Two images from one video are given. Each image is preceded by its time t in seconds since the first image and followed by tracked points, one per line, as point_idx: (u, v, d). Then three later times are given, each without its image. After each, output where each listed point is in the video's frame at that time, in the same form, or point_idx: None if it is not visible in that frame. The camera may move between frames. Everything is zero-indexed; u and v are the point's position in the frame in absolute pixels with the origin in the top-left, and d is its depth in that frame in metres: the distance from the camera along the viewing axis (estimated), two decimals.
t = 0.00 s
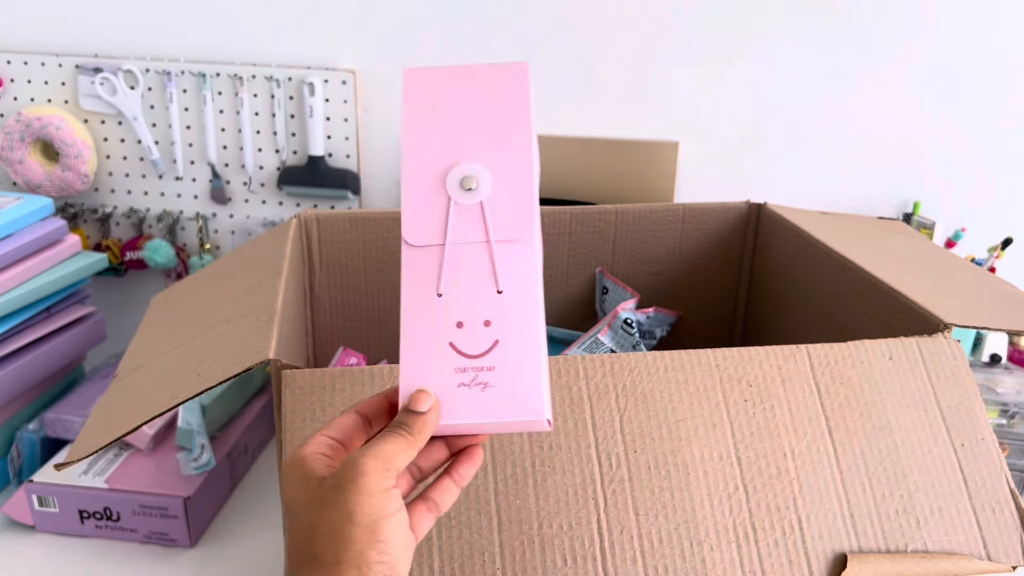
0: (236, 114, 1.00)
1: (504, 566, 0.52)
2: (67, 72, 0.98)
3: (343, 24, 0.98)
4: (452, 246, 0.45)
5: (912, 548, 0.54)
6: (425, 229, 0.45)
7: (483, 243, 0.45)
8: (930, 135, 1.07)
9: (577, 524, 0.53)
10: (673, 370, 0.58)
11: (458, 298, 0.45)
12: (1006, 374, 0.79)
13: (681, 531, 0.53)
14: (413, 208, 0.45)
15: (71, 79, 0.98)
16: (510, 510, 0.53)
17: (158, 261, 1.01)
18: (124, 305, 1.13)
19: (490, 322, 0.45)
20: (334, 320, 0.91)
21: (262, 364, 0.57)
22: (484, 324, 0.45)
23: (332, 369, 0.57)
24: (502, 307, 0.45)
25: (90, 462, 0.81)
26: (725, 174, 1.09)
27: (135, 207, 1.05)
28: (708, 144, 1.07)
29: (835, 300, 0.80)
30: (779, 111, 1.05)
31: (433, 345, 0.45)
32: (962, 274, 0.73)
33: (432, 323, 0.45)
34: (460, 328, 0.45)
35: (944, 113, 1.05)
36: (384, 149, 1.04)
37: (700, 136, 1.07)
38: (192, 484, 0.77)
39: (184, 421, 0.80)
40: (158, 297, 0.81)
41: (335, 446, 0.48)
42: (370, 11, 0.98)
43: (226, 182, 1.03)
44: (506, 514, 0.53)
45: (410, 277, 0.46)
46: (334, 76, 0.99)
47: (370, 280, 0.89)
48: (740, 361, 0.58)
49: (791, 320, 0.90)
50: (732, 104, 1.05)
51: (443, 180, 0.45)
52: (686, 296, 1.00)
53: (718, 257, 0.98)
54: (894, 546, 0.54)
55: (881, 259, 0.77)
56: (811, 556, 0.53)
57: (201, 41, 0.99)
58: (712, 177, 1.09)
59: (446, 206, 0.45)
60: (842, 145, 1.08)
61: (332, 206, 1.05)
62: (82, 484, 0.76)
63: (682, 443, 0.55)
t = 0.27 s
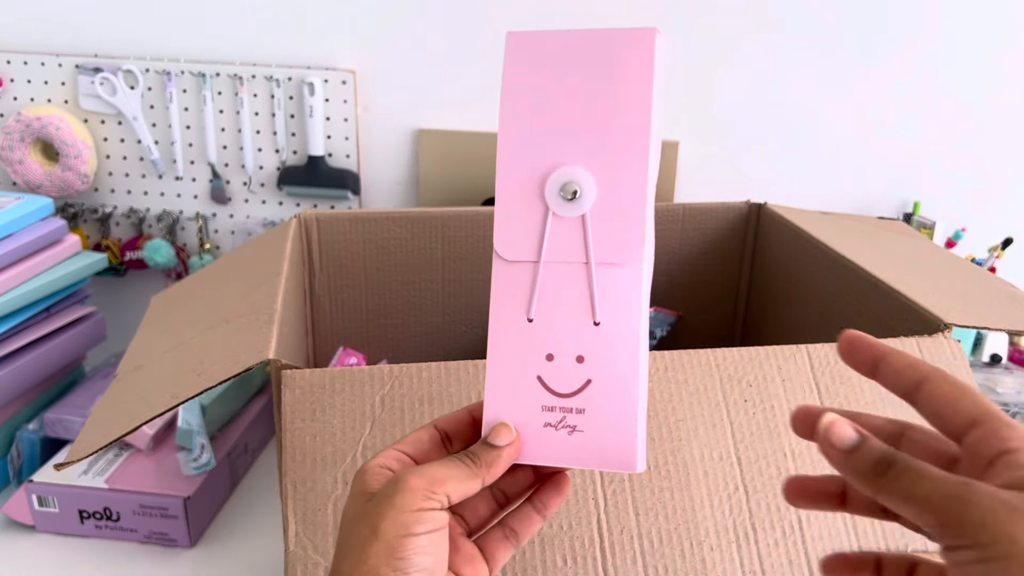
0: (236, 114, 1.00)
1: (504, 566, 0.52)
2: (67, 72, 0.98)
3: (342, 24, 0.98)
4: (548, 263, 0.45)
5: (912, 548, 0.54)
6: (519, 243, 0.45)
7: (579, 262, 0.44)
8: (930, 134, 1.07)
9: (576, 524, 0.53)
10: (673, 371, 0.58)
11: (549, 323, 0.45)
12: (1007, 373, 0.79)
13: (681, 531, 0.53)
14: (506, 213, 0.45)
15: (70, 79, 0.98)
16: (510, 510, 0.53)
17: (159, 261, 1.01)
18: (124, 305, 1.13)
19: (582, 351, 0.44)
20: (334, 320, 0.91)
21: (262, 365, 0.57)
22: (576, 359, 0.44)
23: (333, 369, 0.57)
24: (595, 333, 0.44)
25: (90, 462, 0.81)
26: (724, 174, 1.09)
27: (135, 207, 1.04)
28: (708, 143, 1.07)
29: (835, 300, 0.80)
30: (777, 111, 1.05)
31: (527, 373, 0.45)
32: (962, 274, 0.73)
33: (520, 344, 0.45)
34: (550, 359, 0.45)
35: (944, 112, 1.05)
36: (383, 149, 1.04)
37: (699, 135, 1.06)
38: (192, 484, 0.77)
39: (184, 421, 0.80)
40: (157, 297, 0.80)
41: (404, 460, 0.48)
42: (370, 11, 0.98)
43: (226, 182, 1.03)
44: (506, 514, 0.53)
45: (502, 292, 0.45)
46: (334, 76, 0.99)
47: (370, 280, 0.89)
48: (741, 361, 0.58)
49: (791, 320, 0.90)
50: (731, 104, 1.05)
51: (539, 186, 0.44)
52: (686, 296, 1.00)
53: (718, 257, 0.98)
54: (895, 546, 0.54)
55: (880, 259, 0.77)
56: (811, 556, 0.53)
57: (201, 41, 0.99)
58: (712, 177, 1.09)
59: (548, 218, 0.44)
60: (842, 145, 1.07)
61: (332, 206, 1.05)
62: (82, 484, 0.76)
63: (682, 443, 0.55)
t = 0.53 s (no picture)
0: (236, 114, 1.00)
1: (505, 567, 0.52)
2: (66, 71, 0.98)
3: (342, 24, 0.98)
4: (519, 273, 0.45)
5: (913, 548, 0.54)
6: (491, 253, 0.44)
7: (545, 269, 0.46)
8: (930, 134, 1.07)
9: (576, 524, 0.53)
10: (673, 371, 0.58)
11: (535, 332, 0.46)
12: (1007, 373, 0.79)
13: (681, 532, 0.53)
14: (484, 225, 0.44)
15: (70, 79, 0.98)
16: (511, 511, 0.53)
17: (158, 261, 1.01)
18: (124, 305, 1.13)
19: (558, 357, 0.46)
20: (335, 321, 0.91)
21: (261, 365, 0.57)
22: (568, 364, 0.47)
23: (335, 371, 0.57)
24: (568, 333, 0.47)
25: (89, 462, 0.81)
26: (725, 175, 1.09)
27: (134, 207, 1.04)
28: (708, 143, 1.07)
29: (835, 300, 0.80)
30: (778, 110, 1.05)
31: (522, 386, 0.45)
32: (963, 274, 0.73)
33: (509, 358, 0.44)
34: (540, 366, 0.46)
35: (944, 112, 1.05)
36: (383, 149, 1.04)
37: (700, 135, 1.06)
38: (191, 484, 0.77)
39: (184, 421, 0.79)
40: (157, 297, 0.80)
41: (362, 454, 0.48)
42: (370, 11, 0.98)
43: (226, 182, 1.03)
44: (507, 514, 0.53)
45: (487, 308, 0.44)
46: (333, 76, 0.99)
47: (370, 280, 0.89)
48: (741, 361, 0.58)
49: (791, 320, 0.90)
50: (732, 104, 1.05)
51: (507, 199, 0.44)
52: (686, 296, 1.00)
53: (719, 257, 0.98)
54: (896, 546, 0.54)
55: (881, 259, 0.77)
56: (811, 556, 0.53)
57: (201, 40, 0.99)
58: (712, 177, 1.09)
59: (519, 229, 0.45)
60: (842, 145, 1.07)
61: (332, 205, 1.05)
62: (82, 484, 0.76)
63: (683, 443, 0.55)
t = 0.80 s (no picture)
0: (236, 114, 1.00)
1: (505, 567, 0.52)
2: (66, 71, 0.98)
3: (342, 23, 0.98)
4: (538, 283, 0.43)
5: (913, 549, 0.54)
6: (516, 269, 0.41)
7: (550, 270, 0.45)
8: (931, 134, 1.06)
9: (577, 524, 0.53)
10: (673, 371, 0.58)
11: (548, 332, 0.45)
12: (1007, 373, 0.79)
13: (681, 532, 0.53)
14: (526, 238, 0.41)
15: (69, 78, 0.98)
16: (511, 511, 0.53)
17: (157, 261, 1.01)
18: (124, 305, 1.13)
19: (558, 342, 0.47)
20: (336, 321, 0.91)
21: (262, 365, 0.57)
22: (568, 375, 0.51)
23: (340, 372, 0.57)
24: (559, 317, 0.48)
25: (89, 463, 0.81)
26: (725, 175, 1.09)
27: (134, 207, 1.04)
28: (709, 143, 1.07)
29: (836, 300, 0.80)
30: (778, 110, 1.05)
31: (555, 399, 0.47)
32: (962, 274, 0.73)
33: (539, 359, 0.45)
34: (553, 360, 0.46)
35: (945, 111, 1.05)
36: (383, 149, 1.04)
37: (700, 135, 1.06)
38: (191, 484, 0.77)
39: (183, 421, 0.79)
40: (157, 297, 0.80)
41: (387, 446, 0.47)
42: (370, 10, 0.98)
43: (226, 182, 1.03)
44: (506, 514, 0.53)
45: (533, 327, 0.43)
46: (333, 76, 0.99)
47: (370, 280, 0.89)
48: (741, 361, 0.58)
49: (791, 320, 0.90)
50: (732, 104, 1.04)
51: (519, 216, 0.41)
52: (686, 296, 1.00)
53: (719, 257, 0.98)
54: (896, 546, 0.54)
55: (881, 258, 0.77)
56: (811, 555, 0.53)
57: (201, 40, 0.99)
58: (713, 177, 1.09)
59: (537, 232, 0.43)
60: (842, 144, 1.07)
61: (332, 205, 1.05)
62: (81, 485, 0.76)
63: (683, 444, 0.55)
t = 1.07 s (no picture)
0: (236, 114, 1.00)
1: (505, 567, 0.52)
2: (65, 71, 0.97)
3: (342, 23, 0.98)
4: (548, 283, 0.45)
5: (913, 549, 0.54)
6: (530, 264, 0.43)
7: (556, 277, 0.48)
8: (932, 135, 1.06)
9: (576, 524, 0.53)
10: (673, 371, 0.58)
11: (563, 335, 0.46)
12: (1007, 373, 0.79)
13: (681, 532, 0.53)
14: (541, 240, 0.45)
15: (69, 78, 0.98)
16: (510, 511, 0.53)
17: (157, 261, 1.01)
18: (124, 305, 1.13)
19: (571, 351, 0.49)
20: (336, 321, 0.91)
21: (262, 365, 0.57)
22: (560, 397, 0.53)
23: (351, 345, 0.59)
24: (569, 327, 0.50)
25: (89, 463, 0.81)
26: (726, 175, 1.09)
27: (134, 207, 1.04)
28: (709, 143, 1.07)
29: (836, 300, 0.80)
30: (778, 110, 1.05)
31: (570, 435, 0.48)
32: (963, 274, 0.73)
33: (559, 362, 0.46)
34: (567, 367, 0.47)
35: (945, 111, 1.05)
36: (383, 149, 1.04)
37: (701, 135, 1.06)
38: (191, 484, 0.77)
39: (182, 422, 0.80)
40: (156, 297, 0.80)
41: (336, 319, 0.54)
42: (370, 10, 0.98)
43: (226, 182, 1.03)
44: (506, 514, 0.53)
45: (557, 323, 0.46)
46: (333, 76, 0.99)
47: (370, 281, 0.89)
48: (742, 362, 0.58)
49: (791, 320, 0.90)
50: (733, 104, 1.04)
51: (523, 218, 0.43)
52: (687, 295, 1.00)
53: (719, 257, 0.98)
54: (896, 546, 0.54)
55: (882, 258, 0.77)
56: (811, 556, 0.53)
57: (200, 40, 0.99)
58: (713, 178, 1.09)
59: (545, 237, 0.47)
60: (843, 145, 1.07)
61: (332, 205, 1.05)
62: (81, 485, 0.76)
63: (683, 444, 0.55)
